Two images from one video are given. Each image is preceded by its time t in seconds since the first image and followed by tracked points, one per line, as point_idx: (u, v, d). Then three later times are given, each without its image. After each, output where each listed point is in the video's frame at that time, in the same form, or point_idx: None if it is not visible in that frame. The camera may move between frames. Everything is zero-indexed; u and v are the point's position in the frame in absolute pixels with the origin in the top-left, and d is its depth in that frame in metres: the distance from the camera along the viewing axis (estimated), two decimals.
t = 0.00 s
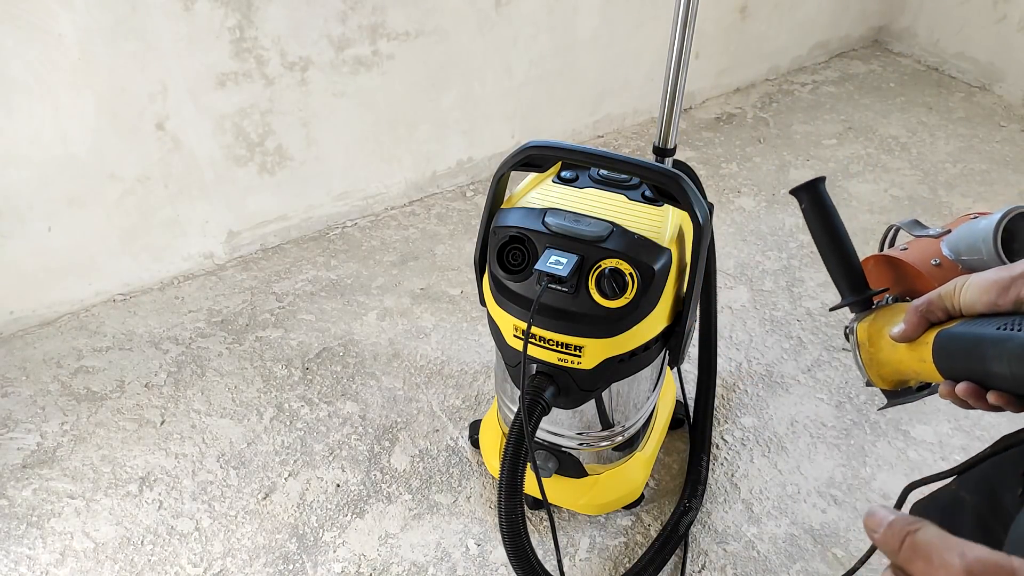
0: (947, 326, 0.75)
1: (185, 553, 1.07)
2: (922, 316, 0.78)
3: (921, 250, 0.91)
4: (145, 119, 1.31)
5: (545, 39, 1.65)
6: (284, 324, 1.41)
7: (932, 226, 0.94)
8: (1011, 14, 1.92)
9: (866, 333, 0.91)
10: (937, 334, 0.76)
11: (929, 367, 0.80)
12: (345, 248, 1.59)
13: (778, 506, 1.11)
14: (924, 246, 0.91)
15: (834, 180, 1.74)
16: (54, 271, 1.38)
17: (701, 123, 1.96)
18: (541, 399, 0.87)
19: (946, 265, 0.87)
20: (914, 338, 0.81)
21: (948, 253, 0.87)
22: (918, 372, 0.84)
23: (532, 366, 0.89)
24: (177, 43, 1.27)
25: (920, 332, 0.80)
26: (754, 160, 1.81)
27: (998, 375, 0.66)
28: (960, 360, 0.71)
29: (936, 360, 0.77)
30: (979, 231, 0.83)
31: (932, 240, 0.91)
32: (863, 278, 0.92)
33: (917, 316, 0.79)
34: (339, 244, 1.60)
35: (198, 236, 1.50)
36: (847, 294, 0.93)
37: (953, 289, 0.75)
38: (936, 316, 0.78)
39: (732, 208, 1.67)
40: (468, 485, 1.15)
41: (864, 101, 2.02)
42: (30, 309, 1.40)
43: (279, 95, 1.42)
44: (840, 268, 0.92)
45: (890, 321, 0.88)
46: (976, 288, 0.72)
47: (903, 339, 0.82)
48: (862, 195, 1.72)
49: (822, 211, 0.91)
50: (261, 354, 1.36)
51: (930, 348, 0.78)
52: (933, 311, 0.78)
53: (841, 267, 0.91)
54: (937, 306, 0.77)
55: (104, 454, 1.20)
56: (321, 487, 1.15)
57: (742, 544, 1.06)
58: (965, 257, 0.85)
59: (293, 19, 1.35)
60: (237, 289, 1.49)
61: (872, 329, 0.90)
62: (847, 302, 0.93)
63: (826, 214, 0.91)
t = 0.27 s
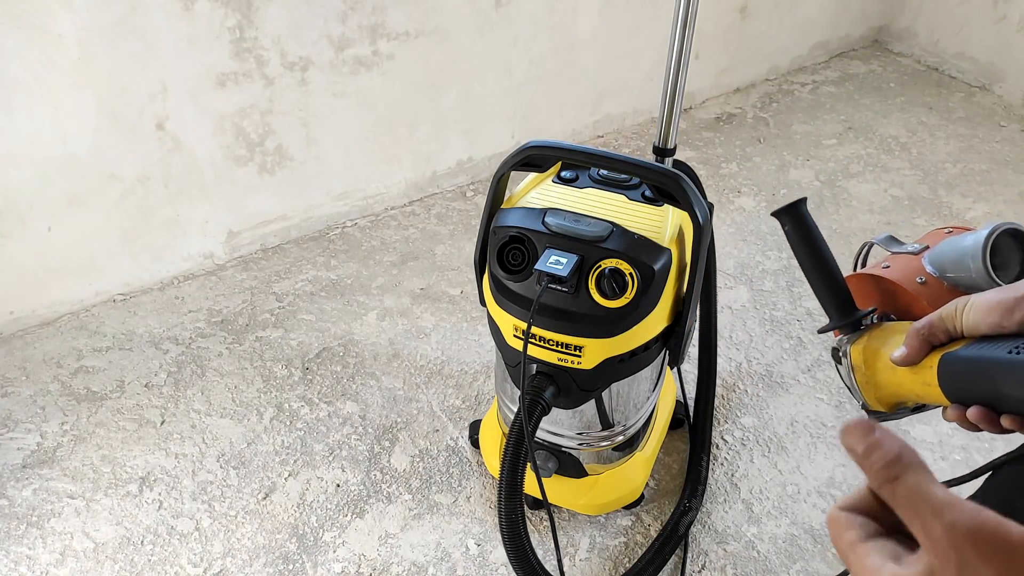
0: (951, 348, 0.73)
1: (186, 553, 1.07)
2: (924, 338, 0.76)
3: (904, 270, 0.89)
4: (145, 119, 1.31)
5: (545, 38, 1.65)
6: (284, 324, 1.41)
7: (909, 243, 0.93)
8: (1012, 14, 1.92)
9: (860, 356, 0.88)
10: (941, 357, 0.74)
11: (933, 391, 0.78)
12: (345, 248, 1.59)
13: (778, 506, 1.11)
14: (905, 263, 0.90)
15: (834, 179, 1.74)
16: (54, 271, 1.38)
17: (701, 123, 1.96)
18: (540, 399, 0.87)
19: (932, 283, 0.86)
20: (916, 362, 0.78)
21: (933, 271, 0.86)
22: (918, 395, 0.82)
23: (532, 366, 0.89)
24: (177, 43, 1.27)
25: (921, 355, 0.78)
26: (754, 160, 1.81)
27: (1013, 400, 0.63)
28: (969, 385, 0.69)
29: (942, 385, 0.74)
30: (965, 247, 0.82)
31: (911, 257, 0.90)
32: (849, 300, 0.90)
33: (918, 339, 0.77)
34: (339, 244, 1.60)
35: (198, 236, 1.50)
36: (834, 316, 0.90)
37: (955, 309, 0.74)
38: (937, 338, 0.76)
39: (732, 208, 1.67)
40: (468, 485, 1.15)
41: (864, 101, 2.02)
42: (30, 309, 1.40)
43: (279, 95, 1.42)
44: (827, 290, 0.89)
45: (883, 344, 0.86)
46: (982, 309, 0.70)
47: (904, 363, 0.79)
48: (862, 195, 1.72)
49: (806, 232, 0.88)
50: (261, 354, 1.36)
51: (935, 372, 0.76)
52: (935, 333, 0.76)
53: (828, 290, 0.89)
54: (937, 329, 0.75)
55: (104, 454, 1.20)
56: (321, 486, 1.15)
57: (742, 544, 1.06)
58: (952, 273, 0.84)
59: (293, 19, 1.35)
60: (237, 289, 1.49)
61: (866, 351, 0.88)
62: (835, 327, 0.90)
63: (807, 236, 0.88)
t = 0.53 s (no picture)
0: (954, 347, 0.75)
1: (185, 553, 1.07)
2: (927, 338, 0.78)
3: (894, 274, 0.91)
4: (145, 119, 1.31)
5: (545, 38, 1.65)
6: (284, 324, 1.41)
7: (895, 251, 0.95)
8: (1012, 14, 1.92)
9: (857, 358, 0.88)
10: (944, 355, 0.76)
11: (935, 390, 0.79)
12: (345, 248, 1.59)
13: (778, 506, 1.11)
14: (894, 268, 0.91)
15: (834, 179, 1.74)
16: (54, 271, 1.38)
17: (701, 123, 1.96)
18: (541, 399, 0.87)
19: (923, 287, 0.87)
20: (917, 362, 0.80)
21: (923, 275, 0.87)
22: (917, 396, 0.83)
23: (532, 366, 0.89)
24: (177, 43, 1.27)
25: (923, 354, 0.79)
26: (754, 160, 1.81)
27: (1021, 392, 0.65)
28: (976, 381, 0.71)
29: (946, 384, 0.76)
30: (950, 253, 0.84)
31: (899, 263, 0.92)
32: (842, 303, 0.90)
33: (920, 338, 0.79)
34: (339, 244, 1.60)
35: (198, 236, 1.50)
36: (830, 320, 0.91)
37: (956, 310, 0.77)
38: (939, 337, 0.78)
39: (732, 208, 1.67)
40: (468, 485, 1.15)
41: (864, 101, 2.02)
42: (30, 309, 1.40)
43: (279, 95, 1.42)
44: (821, 294, 0.89)
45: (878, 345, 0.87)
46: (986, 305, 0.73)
47: (905, 363, 0.80)
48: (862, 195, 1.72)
49: (800, 238, 0.88)
50: (261, 354, 1.36)
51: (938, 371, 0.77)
52: (938, 333, 0.78)
53: (822, 295, 0.89)
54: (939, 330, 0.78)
55: (104, 454, 1.20)
56: (321, 486, 1.15)
57: (742, 544, 1.06)
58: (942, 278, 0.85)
59: (293, 19, 1.35)
60: (237, 289, 1.49)
61: (862, 353, 0.88)
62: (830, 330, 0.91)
63: (800, 242, 0.88)
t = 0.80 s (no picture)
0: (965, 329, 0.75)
1: (185, 553, 1.07)
2: (933, 322, 0.78)
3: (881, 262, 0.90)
4: (145, 119, 1.31)
5: (545, 38, 1.65)
6: (284, 324, 1.41)
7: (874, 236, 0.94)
8: (1012, 13, 1.92)
9: (862, 346, 0.87)
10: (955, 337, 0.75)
11: (947, 371, 0.78)
12: (345, 248, 1.59)
13: (778, 506, 1.11)
14: (879, 253, 0.91)
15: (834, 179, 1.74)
16: (54, 271, 1.38)
17: (701, 122, 1.96)
18: (540, 399, 0.87)
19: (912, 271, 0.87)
20: (926, 346, 0.79)
21: (909, 257, 0.87)
22: (928, 378, 0.82)
23: (532, 366, 0.89)
24: (177, 43, 1.27)
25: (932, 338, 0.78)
26: (754, 160, 1.81)
27: None
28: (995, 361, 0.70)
29: (960, 366, 0.75)
30: (934, 230, 0.84)
31: (881, 248, 0.91)
32: (836, 293, 0.89)
33: (927, 323, 0.78)
34: (339, 244, 1.60)
35: (198, 236, 1.50)
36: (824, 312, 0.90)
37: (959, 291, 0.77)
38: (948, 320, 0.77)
39: (732, 208, 1.67)
40: (468, 485, 1.15)
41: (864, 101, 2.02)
42: (30, 309, 1.40)
43: (279, 95, 1.42)
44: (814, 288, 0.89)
45: (881, 332, 0.87)
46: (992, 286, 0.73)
47: (914, 348, 0.80)
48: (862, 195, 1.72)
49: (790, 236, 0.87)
50: (261, 354, 1.36)
51: (949, 352, 0.76)
52: (944, 315, 0.77)
53: (815, 288, 0.89)
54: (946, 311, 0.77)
55: (104, 454, 1.20)
56: (321, 487, 1.15)
57: (742, 544, 1.06)
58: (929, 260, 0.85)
59: (293, 19, 1.35)
60: (237, 289, 1.49)
61: (867, 341, 0.87)
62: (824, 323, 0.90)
63: (794, 239, 0.87)
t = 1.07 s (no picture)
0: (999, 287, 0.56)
1: (186, 553, 1.07)
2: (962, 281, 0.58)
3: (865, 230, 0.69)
4: (145, 119, 1.31)
5: (545, 39, 1.65)
6: (284, 324, 1.41)
7: (844, 201, 0.74)
8: (1012, 13, 1.92)
9: (880, 319, 0.65)
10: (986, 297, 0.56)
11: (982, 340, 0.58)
12: (345, 248, 1.59)
13: (778, 506, 1.11)
14: (859, 220, 0.70)
15: (833, 179, 1.74)
16: (54, 271, 1.38)
17: (701, 122, 1.96)
18: (540, 399, 0.87)
19: (904, 238, 0.67)
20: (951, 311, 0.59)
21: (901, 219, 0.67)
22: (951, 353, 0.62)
23: (532, 366, 0.89)
24: (177, 43, 1.27)
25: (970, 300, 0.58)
26: (754, 160, 1.81)
27: None
28: None
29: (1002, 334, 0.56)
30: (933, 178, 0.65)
31: (861, 214, 0.71)
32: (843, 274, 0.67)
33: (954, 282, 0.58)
34: (339, 244, 1.60)
35: (198, 236, 1.50)
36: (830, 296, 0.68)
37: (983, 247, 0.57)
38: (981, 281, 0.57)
39: (732, 208, 1.67)
40: (468, 485, 1.15)
41: (864, 101, 2.02)
42: (30, 309, 1.40)
43: (279, 95, 1.42)
44: (820, 271, 0.67)
45: (903, 300, 0.65)
46: None
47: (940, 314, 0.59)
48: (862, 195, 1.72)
49: (796, 221, 0.64)
50: (261, 354, 1.36)
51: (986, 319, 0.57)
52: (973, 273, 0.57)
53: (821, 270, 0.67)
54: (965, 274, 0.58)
55: (104, 454, 1.20)
56: (321, 487, 1.15)
57: (742, 544, 1.06)
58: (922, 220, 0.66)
59: (293, 19, 1.35)
60: (237, 289, 1.49)
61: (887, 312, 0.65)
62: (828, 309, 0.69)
63: (799, 226, 0.64)
